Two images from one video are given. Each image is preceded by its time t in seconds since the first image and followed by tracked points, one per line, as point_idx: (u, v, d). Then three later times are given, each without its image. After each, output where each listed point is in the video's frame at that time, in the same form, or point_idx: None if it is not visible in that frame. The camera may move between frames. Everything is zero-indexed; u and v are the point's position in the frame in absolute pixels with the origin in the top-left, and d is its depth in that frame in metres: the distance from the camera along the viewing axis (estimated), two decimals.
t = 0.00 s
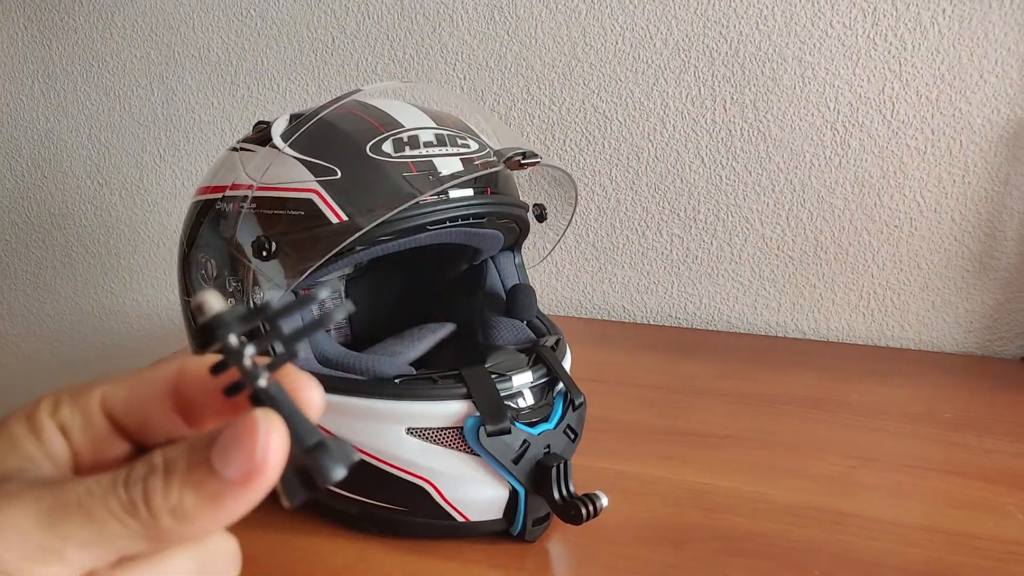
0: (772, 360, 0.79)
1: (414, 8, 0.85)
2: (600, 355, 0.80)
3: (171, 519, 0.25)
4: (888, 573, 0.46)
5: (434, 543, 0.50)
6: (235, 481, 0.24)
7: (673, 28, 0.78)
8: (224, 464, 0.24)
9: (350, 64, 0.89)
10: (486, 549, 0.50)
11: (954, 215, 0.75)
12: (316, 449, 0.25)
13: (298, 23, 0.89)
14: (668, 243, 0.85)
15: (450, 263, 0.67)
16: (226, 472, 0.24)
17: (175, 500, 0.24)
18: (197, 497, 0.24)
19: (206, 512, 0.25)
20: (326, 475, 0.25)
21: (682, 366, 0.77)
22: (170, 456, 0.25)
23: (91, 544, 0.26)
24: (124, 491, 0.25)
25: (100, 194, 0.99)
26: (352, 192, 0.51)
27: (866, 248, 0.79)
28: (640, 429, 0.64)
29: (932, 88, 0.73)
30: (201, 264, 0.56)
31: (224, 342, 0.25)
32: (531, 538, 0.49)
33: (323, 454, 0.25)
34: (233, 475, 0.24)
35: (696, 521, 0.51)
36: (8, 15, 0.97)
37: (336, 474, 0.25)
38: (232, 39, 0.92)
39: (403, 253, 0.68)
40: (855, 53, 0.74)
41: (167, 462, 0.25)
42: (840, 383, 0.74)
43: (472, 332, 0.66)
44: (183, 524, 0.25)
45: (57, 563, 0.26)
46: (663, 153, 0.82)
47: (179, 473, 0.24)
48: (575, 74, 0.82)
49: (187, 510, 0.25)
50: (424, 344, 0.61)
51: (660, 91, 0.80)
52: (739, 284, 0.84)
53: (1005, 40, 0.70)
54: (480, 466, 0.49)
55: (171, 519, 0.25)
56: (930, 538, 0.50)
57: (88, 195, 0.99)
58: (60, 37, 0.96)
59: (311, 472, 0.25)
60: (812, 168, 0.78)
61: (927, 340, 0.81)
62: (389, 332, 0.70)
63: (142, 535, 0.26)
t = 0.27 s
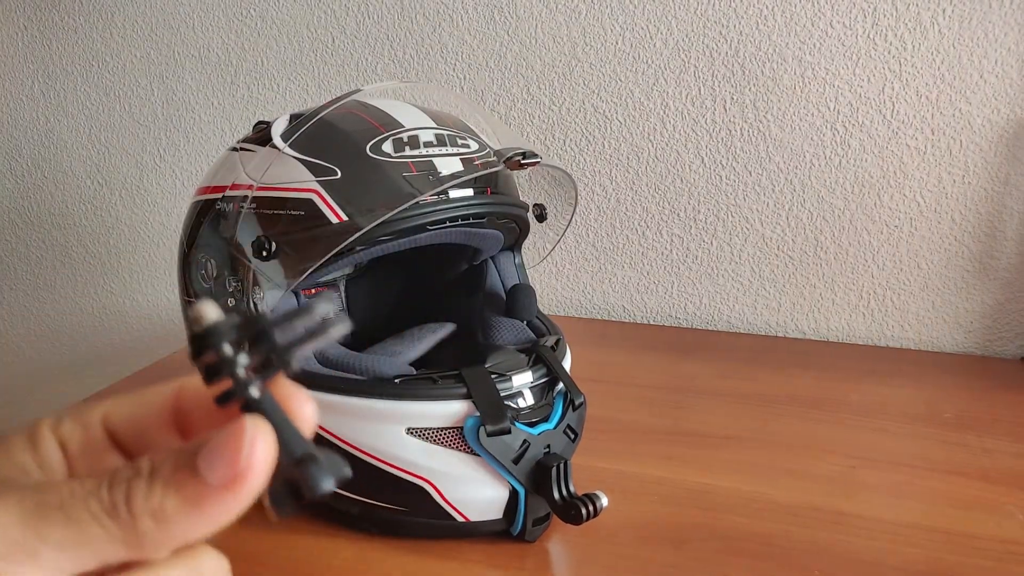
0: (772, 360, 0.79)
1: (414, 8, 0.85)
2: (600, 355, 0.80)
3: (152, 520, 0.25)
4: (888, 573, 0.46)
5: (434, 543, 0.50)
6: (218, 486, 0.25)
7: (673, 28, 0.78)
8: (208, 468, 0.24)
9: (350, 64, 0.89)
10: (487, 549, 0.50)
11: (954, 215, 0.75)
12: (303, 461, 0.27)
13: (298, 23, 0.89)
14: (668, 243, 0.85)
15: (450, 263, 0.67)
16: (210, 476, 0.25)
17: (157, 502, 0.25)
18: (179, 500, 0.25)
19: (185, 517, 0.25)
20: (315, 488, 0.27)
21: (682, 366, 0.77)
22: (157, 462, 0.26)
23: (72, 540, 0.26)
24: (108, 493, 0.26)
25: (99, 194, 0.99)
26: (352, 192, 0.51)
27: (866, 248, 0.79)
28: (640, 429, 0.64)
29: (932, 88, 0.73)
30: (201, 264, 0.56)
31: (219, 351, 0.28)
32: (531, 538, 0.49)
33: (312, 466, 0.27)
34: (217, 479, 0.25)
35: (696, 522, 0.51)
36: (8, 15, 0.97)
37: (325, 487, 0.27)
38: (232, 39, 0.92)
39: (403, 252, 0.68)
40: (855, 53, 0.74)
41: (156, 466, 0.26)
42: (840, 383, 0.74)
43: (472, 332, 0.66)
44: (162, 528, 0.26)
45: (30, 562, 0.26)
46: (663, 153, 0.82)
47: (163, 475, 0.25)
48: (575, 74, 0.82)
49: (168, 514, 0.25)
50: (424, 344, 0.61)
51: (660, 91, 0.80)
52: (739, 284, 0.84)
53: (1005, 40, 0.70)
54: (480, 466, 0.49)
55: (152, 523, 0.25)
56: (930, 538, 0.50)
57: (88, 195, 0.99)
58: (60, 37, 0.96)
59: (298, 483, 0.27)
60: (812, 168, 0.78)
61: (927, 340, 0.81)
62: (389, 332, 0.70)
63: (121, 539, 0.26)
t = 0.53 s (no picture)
0: (772, 360, 0.79)
1: (414, 8, 0.85)
2: (600, 355, 0.80)
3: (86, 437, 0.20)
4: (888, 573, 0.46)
5: (434, 544, 0.50)
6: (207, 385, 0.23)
7: (673, 28, 0.78)
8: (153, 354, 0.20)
9: (350, 64, 0.89)
10: (487, 549, 0.49)
11: (954, 215, 0.75)
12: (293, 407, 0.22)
13: (298, 23, 0.89)
14: (668, 243, 0.85)
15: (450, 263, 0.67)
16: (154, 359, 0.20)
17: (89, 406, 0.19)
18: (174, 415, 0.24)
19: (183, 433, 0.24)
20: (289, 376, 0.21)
21: (682, 366, 0.77)
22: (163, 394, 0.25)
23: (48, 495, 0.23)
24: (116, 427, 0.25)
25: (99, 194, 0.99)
26: (352, 192, 0.51)
27: (866, 248, 0.79)
28: (640, 428, 0.64)
29: (932, 88, 0.73)
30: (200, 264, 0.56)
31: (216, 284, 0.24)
32: (531, 538, 0.49)
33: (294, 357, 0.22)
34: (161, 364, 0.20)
35: (696, 522, 0.51)
36: (8, 15, 0.97)
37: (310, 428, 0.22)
38: (232, 39, 0.92)
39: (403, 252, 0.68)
40: (855, 53, 0.74)
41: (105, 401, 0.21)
42: (840, 383, 0.74)
43: (472, 332, 0.66)
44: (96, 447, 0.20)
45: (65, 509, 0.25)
46: (663, 153, 0.82)
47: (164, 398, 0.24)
48: (575, 74, 0.82)
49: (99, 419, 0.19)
50: (424, 344, 0.61)
51: (660, 91, 0.80)
52: (739, 285, 0.84)
53: (1005, 40, 0.70)
54: (480, 466, 0.49)
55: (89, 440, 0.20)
56: (931, 538, 0.50)
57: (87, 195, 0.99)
58: (60, 38, 0.97)
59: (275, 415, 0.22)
60: (812, 168, 0.78)
61: (927, 340, 0.81)
62: (389, 332, 0.70)
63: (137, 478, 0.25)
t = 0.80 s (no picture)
0: (772, 360, 0.79)
1: (414, 8, 0.85)
2: (600, 355, 0.80)
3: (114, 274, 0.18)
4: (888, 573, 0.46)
5: (434, 544, 0.50)
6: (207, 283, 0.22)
7: (673, 28, 0.78)
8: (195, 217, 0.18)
9: (350, 64, 0.89)
10: (487, 549, 0.49)
11: (954, 215, 0.75)
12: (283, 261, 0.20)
13: (298, 23, 0.89)
14: (668, 243, 0.85)
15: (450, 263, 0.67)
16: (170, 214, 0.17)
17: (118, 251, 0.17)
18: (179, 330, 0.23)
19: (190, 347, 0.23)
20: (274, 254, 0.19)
21: (682, 366, 0.77)
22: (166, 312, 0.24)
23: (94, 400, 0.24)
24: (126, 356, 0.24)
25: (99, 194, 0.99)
26: (352, 191, 0.51)
27: (866, 248, 0.79)
28: (640, 428, 0.64)
29: (932, 88, 0.73)
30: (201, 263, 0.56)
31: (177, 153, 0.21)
32: (531, 538, 0.49)
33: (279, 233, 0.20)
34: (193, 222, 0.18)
35: (696, 522, 0.51)
36: (8, 15, 0.97)
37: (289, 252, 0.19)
38: (232, 39, 0.92)
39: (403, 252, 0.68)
40: (855, 53, 0.74)
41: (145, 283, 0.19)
42: (840, 383, 0.74)
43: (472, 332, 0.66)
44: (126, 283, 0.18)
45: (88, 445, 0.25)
46: (663, 153, 0.82)
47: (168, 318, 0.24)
48: (575, 74, 0.82)
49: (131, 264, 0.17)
50: (424, 344, 0.61)
51: (660, 91, 0.80)
52: (739, 284, 0.84)
53: (1005, 40, 0.70)
54: (480, 466, 0.49)
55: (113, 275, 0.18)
56: (931, 538, 0.50)
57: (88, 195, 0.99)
58: (60, 37, 0.96)
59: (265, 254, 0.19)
60: (812, 168, 0.78)
61: (927, 340, 0.81)
62: (389, 332, 0.70)
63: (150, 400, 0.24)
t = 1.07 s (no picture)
0: (773, 360, 0.79)
1: (414, 8, 0.85)
2: (600, 355, 0.80)
3: (205, 361, 0.23)
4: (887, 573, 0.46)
5: (434, 544, 0.50)
6: (266, 324, 0.22)
7: (673, 28, 0.78)
8: (253, 304, 0.22)
9: (350, 64, 0.89)
10: (486, 549, 0.49)
11: (954, 215, 0.75)
12: (337, 329, 0.21)
13: (298, 23, 0.89)
14: (668, 243, 0.85)
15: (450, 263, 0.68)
16: (257, 313, 0.22)
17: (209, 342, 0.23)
18: (231, 339, 0.23)
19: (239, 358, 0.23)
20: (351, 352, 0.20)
21: (683, 366, 0.77)
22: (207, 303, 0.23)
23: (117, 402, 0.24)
24: (162, 332, 0.23)
25: (99, 194, 0.99)
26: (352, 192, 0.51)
27: (867, 248, 0.79)
28: (640, 428, 0.64)
29: (932, 88, 0.73)
30: (200, 262, 0.56)
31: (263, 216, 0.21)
32: (531, 538, 0.49)
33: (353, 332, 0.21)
34: (263, 319, 0.22)
35: (696, 522, 0.51)
36: (8, 15, 0.97)
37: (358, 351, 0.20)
38: (232, 39, 0.92)
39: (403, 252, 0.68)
40: (855, 53, 0.74)
41: (202, 310, 0.23)
42: (840, 383, 0.74)
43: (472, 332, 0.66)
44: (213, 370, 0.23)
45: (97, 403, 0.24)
46: (663, 153, 0.82)
47: (215, 315, 0.23)
48: (575, 74, 0.82)
49: (221, 352, 0.23)
50: (424, 344, 0.61)
51: (660, 91, 0.80)
52: (739, 285, 0.84)
53: (1005, 40, 0.70)
54: (480, 466, 0.49)
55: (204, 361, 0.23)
56: (931, 538, 0.50)
57: (88, 195, 1.00)
58: (60, 37, 0.96)
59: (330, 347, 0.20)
60: (812, 168, 0.78)
61: (926, 340, 0.81)
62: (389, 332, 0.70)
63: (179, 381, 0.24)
